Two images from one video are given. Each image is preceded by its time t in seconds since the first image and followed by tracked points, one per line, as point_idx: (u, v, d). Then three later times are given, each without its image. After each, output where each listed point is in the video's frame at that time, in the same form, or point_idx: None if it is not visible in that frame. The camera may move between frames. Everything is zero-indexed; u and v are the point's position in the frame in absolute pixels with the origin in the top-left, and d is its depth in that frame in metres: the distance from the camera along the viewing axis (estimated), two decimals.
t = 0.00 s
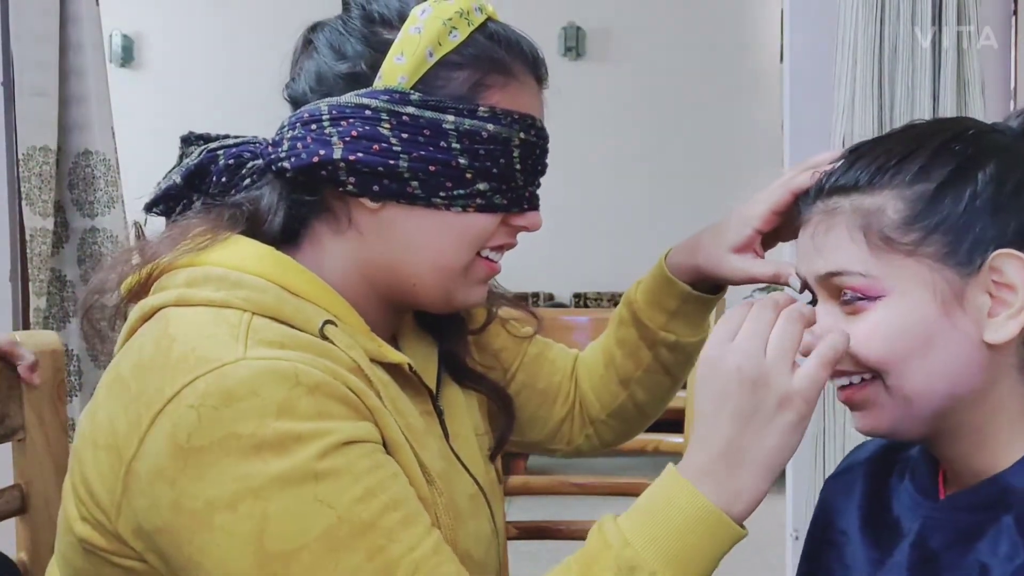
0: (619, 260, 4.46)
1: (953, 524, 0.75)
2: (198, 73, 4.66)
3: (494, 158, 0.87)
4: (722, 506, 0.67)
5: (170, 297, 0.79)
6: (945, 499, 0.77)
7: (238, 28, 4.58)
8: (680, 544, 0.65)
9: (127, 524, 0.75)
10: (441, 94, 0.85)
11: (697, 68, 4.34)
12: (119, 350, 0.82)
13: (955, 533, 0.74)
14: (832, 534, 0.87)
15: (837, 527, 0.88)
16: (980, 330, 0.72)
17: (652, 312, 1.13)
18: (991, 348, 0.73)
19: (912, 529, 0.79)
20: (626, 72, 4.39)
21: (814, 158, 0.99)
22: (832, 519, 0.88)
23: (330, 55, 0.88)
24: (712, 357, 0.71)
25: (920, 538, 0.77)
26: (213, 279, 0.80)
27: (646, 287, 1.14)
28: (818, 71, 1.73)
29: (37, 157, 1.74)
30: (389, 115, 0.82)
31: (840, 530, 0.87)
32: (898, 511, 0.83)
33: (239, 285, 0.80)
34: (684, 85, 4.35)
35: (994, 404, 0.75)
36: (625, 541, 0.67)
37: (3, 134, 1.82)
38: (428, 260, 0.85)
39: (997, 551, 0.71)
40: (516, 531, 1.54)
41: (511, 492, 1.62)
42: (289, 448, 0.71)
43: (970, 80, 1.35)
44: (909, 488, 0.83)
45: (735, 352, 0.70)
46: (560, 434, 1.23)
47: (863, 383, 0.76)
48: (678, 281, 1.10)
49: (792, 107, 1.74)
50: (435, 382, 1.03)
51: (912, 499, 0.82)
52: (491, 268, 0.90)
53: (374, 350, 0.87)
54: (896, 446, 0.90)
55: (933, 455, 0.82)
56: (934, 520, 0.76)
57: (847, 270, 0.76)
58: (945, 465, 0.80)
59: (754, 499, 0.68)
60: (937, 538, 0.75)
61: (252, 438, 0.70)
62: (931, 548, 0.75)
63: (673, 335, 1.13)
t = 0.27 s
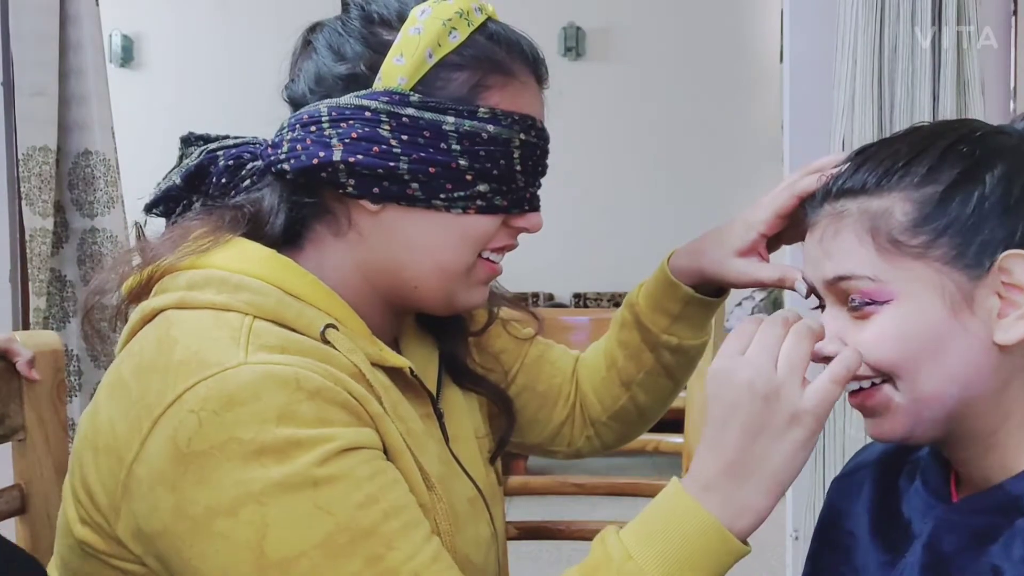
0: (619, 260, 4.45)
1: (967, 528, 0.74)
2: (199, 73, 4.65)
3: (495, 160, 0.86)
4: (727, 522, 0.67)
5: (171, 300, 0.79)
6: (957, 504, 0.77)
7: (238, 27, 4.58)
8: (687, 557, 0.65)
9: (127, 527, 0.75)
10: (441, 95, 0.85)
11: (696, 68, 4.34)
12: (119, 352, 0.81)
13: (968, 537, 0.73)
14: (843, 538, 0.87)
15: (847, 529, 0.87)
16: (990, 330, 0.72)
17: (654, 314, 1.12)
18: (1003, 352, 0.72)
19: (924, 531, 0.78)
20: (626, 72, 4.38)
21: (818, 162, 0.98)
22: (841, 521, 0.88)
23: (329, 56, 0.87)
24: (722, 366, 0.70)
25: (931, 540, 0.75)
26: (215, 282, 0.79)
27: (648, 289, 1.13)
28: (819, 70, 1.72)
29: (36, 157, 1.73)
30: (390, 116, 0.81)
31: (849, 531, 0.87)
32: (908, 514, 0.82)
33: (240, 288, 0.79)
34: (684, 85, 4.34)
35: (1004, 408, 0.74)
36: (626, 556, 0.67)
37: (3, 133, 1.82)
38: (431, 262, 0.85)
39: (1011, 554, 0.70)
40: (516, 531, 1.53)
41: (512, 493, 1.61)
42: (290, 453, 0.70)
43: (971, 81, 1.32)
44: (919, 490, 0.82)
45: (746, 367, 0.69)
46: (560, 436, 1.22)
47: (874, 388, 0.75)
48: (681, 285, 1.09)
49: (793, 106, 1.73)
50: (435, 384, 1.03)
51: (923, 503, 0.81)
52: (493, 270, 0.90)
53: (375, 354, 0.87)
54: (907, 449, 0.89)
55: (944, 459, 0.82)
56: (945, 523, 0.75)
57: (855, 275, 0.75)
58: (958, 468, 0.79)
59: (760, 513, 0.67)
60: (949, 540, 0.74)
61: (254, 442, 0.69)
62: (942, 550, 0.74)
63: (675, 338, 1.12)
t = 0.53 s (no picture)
0: (619, 259, 4.45)
1: (970, 525, 0.73)
2: (199, 73, 4.64)
3: (497, 163, 0.86)
4: (734, 510, 0.66)
5: (171, 301, 0.78)
6: (959, 503, 0.76)
7: (238, 27, 4.57)
8: (696, 547, 0.65)
9: (128, 529, 0.74)
10: (443, 97, 0.84)
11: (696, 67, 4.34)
12: (119, 354, 0.81)
13: (970, 535, 0.73)
14: (841, 535, 0.87)
15: (847, 527, 0.87)
16: (993, 329, 0.71)
17: (654, 315, 1.12)
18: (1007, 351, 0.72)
19: (924, 530, 0.77)
20: (626, 72, 4.38)
21: (818, 162, 0.98)
22: (843, 520, 0.88)
23: (332, 57, 0.87)
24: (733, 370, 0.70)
25: (933, 538, 0.75)
26: (215, 284, 0.79)
27: (648, 290, 1.12)
28: (819, 70, 1.72)
29: (36, 157, 1.73)
30: (390, 117, 0.81)
31: (849, 529, 0.86)
32: (909, 513, 0.82)
33: (241, 289, 0.78)
34: (684, 85, 4.34)
35: (1007, 409, 0.74)
36: (631, 545, 0.67)
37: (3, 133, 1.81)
38: (432, 263, 0.84)
39: (1011, 554, 0.69)
40: (516, 531, 1.52)
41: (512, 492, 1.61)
42: (290, 453, 0.70)
43: (970, 81, 1.31)
44: (921, 488, 0.82)
45: (748, 350, 0.69)
46: (560, 437, 1.22)
47: (880, 390, 0.75)
48: (681, 286, 1.09)
49: (793, 106, 1.73)
50: (436, 385, 1.02)
51: (924, 501, 0.81)
52: (493, 272, 0.89)
53: (376, 356, 0.86)
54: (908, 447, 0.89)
55: (946, 459, 0.81)
56: (947, 522, 0.75)
57: (854, 276, 0.75)
58: (961, 468, 0.79)
59: (766, 501, 0.67)
60: (951, 539, 0.74)
61: (254, 443, 0.69)
62: (945, 549, 0.73)
63: (675, 339, 1.12)
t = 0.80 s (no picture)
0: (618, 260, 4.45)
1: (965, 527, 0.74)
2: (199, 73, 4.64)
3: (499, 165, 0.87)
4: (741, 525, 0.67)
5: (171, 303, 0.79)
6: (954, 504, 0.77)
7: (238, 27, 4.58)
8: (702, 558, 0.66)
9: (128, 531, 0.75)
10: (445, 99, 0.85)
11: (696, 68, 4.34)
12: (120, 354, 0.81)
13: (966, 536, 0.74)
14: (839, 536, 0.88)
15: (842, 526, 0.88)
16: (992, 331, 0.72)
17: (651, 317, 1.12)
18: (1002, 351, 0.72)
19: (921, 530, 0.78)
20: (626, 73, 4.38)
21: (814, 162, 0.98)
22: (840, 519, 0.88)
23: (334, 58, 0.87)
24: (737, 368, 0.71)
25: (929, 539, 0.76)
26: (217, 286, 0.80)
27: (645, 292, 1.13)
28: (818, 70, 1.73)
29: (37, 157, 1.73)
30: (393, 119, 0.82)
31: (845, 529, 0.87)
32: (904, 513, 0.83)
33: (242, 291, 0.79)
34: (684, 86, 4.35)
35: (1004, 409, 0.74)
36: (637, 556, 0.68)
37: (3, 133, 1.82)
38: (434, 265, 0.85)
39: (1008, 554, 0.70)
40: (516, 531, 1.53)
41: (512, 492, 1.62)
42: (290, 457, 0.71)
43: (970, 80, 1.32)
44: (916, 489, 0.83)
45: (762, 364, 0.69)
46: (560, 440, 1.23)
47: (877, 392, 0.75)
48: (678, 288, 1.10)
49: (792, 106, 1.73)
50: (437, 387, 1.03)
51: (920, 501, 0.81)
52: (495, 274, 0.90)
53: (378, 358, 0.87)
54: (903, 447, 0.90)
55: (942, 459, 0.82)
56: (943, 522, 0.76)
57: (853, 279, 0.76)
58: (957, 468, 0.80)
59: (774, 517, 0.68)
60: (946, 541, 0.74)
61: (254, 446, 0.70)
62: (940, 551, 0.74)
63: (673, 341, 1.12)
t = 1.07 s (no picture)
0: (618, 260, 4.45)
1: (966, 528, 0.74)
2: (199, 72, 4.64)
3: (499, 165, 0.86)
4: (743, 530, 0.67)
5: (171, 303, 0.78)
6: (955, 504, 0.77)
7: (237, 28, 4.58)
8: (703, 563, 0.66)
9: (128, 530, 0.75)
10: (445, 99, 0.84)
11: (695, 68, 4.34)
12: (120, 355, 0.81)
13: (968, 537, 0.73)
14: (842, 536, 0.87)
15: (842, 528, 0.87)
16: (997, 331, 0.71)
17: (651, 318, 1.12)
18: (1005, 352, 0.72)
19: (924, 531, 0.78)
20: (626, 73, 4.38)
21: (814, 163, 0.98)
22: (840, 520, 0.88)
23: (334, 58, 0.87)
24: (739, 372, 0.70)
25: (931, 540, 0.75)
26: (217, 285, 0.79)
27: (646, 292, 1.13)
28: (818, 70, 1.72)
29: (36, 157, 1.73)
30: (393, 118, 0.81)
31: (847, 530, 0.87)
32: (906, 514, 0.83)
33: (242, 290, 0.79)
34: (684, 86, 4.35)
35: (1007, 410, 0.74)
36: (637, 561, 0.68)
37: (3, 133, 1.82)
38: (435, 264, 0.85)
39: (1010, 556, 0.69)
40: (516, 531, 1.52)
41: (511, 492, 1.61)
42: (291, 456, 0.70)
43: (970, 80, 1.32)
44: (917, 491, 0.82)
45: (765, 369, 0.68)
46: (561, 440, 1.22)
47: (880, 394, 0.75)
48: (678, 289, 1.09)
49: (792, 106, 1.73)
50: (437, 387, 1.03)
51: (921, 503, 0.81)
52: (495, 274, 0.90)
53: (378, 358, 0.87)
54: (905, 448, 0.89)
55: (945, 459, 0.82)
56: (946, 523, 0.75)
57: (856, 281, 0.75)
58: (959, 470, 0.80)
59: (776, 523, 0.67)
60: (948, 542, 0.74)
61: (255, 446, 0.69)
62: (942, 552, 0.74)
63: (673, 342, 1.12)
